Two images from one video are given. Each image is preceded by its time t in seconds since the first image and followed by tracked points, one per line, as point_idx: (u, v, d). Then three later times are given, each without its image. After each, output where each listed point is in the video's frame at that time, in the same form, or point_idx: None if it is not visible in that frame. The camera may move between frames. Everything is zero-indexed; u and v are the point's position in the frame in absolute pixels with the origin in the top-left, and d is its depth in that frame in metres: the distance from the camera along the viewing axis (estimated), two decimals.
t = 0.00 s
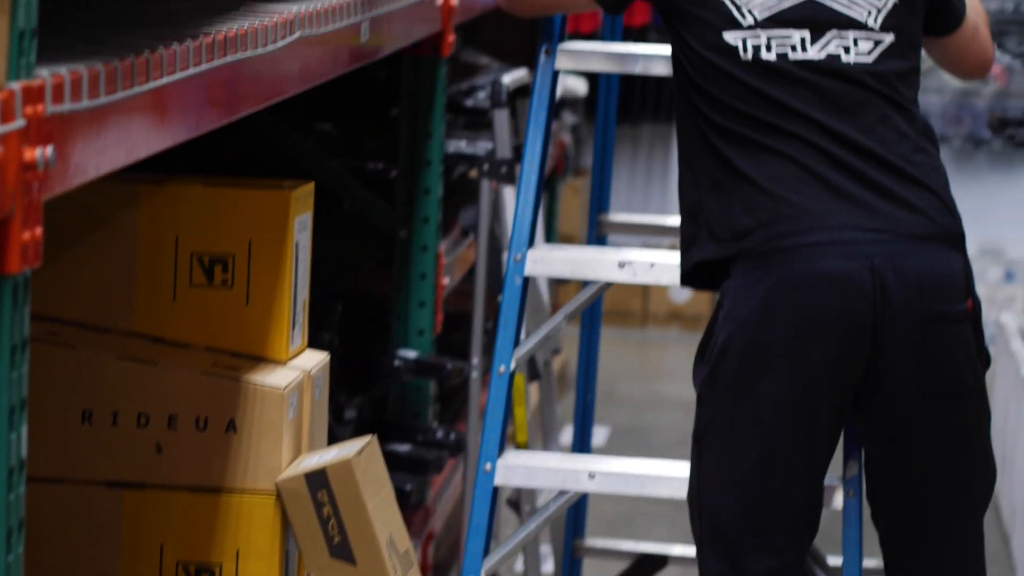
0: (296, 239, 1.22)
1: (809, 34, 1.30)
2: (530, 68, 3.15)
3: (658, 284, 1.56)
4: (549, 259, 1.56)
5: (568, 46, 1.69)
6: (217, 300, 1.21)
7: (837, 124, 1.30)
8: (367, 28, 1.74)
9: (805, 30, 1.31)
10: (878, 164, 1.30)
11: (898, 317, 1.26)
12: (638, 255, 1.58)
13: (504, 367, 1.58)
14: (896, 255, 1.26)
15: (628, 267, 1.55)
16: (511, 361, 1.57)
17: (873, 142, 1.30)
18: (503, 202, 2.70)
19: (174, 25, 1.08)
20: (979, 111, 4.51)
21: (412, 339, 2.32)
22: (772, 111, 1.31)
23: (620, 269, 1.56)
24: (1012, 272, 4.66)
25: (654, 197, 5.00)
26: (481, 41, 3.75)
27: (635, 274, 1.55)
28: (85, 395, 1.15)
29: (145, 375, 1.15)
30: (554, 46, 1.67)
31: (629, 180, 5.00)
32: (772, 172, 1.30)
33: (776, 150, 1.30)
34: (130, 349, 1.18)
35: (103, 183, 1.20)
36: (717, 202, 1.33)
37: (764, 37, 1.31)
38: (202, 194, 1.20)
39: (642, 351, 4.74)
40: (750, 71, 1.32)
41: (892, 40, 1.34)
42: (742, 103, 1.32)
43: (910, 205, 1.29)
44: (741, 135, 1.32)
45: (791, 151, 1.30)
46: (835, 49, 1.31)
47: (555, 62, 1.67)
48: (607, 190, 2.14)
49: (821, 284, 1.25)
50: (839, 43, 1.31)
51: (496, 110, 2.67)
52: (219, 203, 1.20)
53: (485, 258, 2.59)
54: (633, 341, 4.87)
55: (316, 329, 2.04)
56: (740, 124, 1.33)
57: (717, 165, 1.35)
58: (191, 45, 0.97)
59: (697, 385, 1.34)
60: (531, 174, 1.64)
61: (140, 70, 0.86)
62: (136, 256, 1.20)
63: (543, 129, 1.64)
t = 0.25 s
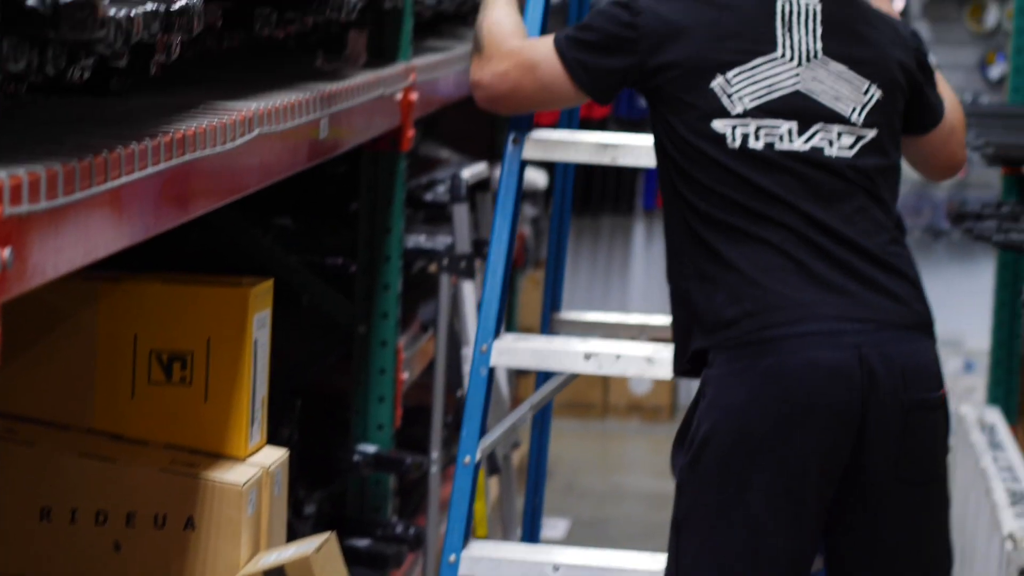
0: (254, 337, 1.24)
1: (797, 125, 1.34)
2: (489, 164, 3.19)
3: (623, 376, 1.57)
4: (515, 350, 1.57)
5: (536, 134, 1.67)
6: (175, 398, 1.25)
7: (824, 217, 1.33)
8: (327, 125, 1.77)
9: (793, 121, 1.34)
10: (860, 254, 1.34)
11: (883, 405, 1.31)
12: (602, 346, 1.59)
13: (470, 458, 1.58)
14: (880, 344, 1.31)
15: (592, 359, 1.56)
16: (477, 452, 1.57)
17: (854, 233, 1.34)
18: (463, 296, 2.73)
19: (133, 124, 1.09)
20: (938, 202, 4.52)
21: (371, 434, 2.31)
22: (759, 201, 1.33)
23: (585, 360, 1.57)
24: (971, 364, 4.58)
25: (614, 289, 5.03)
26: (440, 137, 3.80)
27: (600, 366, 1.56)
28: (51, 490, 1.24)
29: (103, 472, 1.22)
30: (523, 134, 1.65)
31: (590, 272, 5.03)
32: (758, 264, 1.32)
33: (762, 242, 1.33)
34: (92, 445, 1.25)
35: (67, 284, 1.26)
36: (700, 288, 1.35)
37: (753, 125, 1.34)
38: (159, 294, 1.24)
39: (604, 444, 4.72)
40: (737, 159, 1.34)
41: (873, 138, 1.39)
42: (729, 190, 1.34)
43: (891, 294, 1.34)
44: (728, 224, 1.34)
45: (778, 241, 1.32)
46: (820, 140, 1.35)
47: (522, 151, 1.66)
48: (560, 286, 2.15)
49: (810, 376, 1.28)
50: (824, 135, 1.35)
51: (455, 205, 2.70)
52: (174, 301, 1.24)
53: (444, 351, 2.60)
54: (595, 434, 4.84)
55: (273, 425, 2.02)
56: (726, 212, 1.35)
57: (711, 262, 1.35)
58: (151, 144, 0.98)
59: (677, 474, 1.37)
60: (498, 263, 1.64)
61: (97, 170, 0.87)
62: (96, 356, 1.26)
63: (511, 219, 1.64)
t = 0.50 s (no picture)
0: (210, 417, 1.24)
1: (771, 213, 1.36)
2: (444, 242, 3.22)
3: (574, 455, 1.57)
4: (464, 431, 1.57)
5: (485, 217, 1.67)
6: (131, 479, 1.24)
7: (776, 306, 1.35)
8: (282, 205, 1.78)
9: (767, 209, 1.37)
10: (813, 343, 1.36)
11: (834, 495, 1.34)
12: (554, 425, 1.59)
13: (420, 539, 1.57)
14: (833, 435, 1.33)
15: (544, 439, 1.56)
16: (427, 533, 1.56)
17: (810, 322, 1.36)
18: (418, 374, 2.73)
19: (88, 207, 1.09)
20: (893, 278, 4.60)
21: (327, 512, 2.30)
22: (708, 292, 1.35)
23: (536, 440, 1.57)
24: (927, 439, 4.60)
25: (569, 365, 5.04)
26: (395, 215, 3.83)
27: (551, 446, 1.56)
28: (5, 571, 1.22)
29: (59, 553, 1.20)
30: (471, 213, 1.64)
31: (544, 347, 5.04)
32: (705, 356, 1.33)
33: (711, 331, 1.34)
34: (47, 527, 1.23)
35: (23, 363, 1.26)
36: (659, 373, 1.38)
37: (727, 215, 1.36)
38: (114, 374, 1.23)
39: (560, 520, 4.70)
40: (689, 253, 1.36)
41: (841, 224, 1.42)
42: (682, 281, 1.36)
43: (844, 383, 1.37)
44: (676, 313, 1.36)
45: (733, 331, 1.33)
46: (794, 229, 1.37)
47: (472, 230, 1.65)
48: (512, 367, 2.16)
49: (756, 463, 1.30)
50: (797, 223, 1.38)
51: (410, 284, 2.71)
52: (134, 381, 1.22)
53: (399, 430, 2.60)
54: (550, 511, 4.82)
55: (230, 505, 2.00)
56: (675, 302, 1.36)
57: (659, 348, 1.38)
58: (106, 227, 0.98)
59: (629, 560, 1.39)
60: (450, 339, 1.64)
61: (52, 255, 0.87)
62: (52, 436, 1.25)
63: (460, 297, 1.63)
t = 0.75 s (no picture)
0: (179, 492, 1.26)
1: (793, 290, 1.34)
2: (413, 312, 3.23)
3: (547, 527, 1.55)
4: (434, 502, 1.56)
5: (455, 286, 1.66)
6: (98, 552, 1.24)
7: (791, 384, 1.33)
8: (250, 277, 1.78)
9: (790, 286, 1.34)
10: (824, 421, 1.35)
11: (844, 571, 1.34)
12: (526, 496, 1.57)
13: None
14: (847, 512, 1.32)
15: (515, 510, 1.55)
16: None
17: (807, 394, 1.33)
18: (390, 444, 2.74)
19: (55, 281, 1.10)
20: (861, 345, 4.65)
21: None
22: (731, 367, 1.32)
23: (508, 512, 1.55)
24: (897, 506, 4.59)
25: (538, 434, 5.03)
26: (362, 285, 3.84)
27: (523, 517, 1.54)
28: None
29: None
30: (443, 286, 1.65)
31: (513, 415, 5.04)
32: (727, 435, 1.30)
33: (735, 410, 1.31)
34: None
35: None
36: (660, 445, 1.34)
37: (754, 291, 1.33)
38: (85, 447, 1.24)
39: None
40: (715, 329, 1.32)
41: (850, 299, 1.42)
42: (708, 358, 1.32)
43: (851, 457, 1.36)
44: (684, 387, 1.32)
45: (749, 408, 1.31)
46: (812, 305, 1.36)
47: (443, 303, 1.65)
48: (483, 434, 2.15)
49: (785, 544, 1.29)
50: (815, 300, 1.36)
51: (378, 355, 2.71)
52: (106, 450, 1.24)
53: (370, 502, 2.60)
54: None
55: None
56: (692, 376, 1.32)
57: (666, 418, 1.33)
58: (75, 302, 0.98)
59: None
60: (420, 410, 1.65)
61: (20, 330, 0.87)
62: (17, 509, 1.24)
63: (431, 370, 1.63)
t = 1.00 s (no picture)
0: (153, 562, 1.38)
1: (778, 361, 1.33)
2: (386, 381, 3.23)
3: None
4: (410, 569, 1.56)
5: (429, 352, 1.66)
6: None
7: (771, 459, 1.32)
8: (223, 348, 1.78)
9: (774, 357, 1.33)
10: (807, 496, 1.33)
11: None
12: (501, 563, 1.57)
13: None
14: None
15: None
16: None
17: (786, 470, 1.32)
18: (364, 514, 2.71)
19: (32, 351, 1.13)
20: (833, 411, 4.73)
21: None
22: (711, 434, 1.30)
23: None
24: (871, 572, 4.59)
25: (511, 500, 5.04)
26: (334, 352, 3.84)
27: None
28: None
29: None
30: (418, 352, 1.65)
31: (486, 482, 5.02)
32: (709, 507, 1.28)
33: (717, 482, 1.29)
34: None
35: None
36: (643, 515, 1.33)
37: (738, 360, 1.32)
38: (64, 519, 1.36)
39: None
40: (697, 398, 1.31)
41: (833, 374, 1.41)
42: (690, 428, 1.31)
43: (832, 531, 1.35)
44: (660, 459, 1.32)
45: (731, 477, 1.29)
46: (795, 377, 1.34)
47: (418, 369, 1.66)
48: (462, 503, 2.15)
49: None
50: (799, 372, 1.35)
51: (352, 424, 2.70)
52: (86, 520, 1.36)
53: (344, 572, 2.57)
54: None
55: None
56: (675, 446, 1.31)
57: (652, 490, 1.32)
58: (47, 375, 1.02)
59: None
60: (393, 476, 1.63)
61: None
62: None
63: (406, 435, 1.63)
